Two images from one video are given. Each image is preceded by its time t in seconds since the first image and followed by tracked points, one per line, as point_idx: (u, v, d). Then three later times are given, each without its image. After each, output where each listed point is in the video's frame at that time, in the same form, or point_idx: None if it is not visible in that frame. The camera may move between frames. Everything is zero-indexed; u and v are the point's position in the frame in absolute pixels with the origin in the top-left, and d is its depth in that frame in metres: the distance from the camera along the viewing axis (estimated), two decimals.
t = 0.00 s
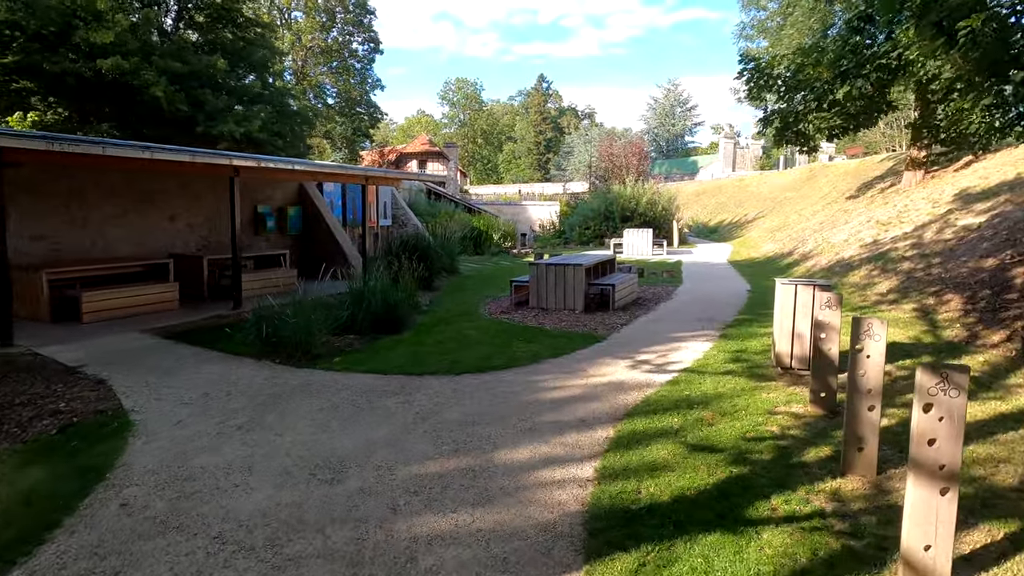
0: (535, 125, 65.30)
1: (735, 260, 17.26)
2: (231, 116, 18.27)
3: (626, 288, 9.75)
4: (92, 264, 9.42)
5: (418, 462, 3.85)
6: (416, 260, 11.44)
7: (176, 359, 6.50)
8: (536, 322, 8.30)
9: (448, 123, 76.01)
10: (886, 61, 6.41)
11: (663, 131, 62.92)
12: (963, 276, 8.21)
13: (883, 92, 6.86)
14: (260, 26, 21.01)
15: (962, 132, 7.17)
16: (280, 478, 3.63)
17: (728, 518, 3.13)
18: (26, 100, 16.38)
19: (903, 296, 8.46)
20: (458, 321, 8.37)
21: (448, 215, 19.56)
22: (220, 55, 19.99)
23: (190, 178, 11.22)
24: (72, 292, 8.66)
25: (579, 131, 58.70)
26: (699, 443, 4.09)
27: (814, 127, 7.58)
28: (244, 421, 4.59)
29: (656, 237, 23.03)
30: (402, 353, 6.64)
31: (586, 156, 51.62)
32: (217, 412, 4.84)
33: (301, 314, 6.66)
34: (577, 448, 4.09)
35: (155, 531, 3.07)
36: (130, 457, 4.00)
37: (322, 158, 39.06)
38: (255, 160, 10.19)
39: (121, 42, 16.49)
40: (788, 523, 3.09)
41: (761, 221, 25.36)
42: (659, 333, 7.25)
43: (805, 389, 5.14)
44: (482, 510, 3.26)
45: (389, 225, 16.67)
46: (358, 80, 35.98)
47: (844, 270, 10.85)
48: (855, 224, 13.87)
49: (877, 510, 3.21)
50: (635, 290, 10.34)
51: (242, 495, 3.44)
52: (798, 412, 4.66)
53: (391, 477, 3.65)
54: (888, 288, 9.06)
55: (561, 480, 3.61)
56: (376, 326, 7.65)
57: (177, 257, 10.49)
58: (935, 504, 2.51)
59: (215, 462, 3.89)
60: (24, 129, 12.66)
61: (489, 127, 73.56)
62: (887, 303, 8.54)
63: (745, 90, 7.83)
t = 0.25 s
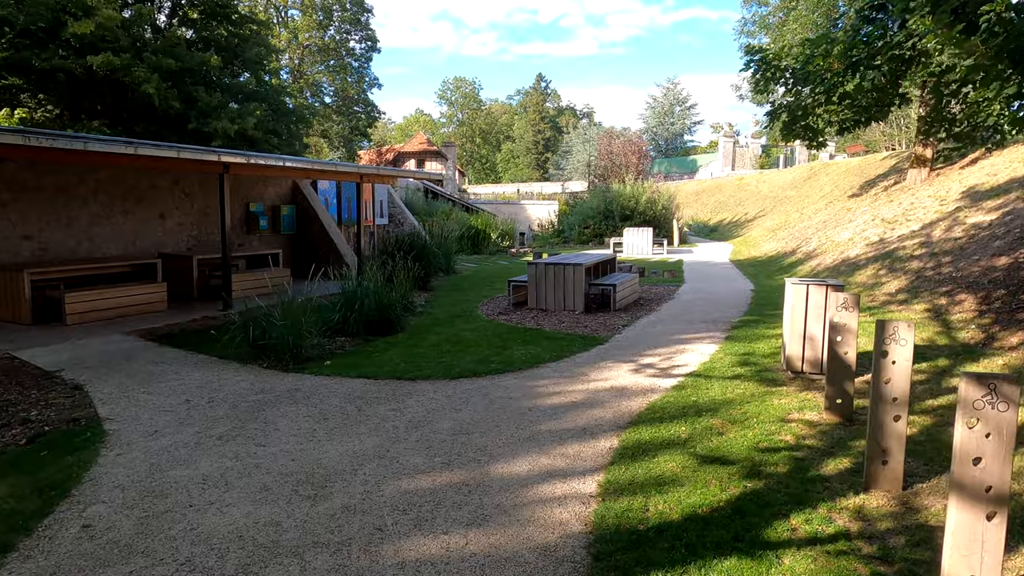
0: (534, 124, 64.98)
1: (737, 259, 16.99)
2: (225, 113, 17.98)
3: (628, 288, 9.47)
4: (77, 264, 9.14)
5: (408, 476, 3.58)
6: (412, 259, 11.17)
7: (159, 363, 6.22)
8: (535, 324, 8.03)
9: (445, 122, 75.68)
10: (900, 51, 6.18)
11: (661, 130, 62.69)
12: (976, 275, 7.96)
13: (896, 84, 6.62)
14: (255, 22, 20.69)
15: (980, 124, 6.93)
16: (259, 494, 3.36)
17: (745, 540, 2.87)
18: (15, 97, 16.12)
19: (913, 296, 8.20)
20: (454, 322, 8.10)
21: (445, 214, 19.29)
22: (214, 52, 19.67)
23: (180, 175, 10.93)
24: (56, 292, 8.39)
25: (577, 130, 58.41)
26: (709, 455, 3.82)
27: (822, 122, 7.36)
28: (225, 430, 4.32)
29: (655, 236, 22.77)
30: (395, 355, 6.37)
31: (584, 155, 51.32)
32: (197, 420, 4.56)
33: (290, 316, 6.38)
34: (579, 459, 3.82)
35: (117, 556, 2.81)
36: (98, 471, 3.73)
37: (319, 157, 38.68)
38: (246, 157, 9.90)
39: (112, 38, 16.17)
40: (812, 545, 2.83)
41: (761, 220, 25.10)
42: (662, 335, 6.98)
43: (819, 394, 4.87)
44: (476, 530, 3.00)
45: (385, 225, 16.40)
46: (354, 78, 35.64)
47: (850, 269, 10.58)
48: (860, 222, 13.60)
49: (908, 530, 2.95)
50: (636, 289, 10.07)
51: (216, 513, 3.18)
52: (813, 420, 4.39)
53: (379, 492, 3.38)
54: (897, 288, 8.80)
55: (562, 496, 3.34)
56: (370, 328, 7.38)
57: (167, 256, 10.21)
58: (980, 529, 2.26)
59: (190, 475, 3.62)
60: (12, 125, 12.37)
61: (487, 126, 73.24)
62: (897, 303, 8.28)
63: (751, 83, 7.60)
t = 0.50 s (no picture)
0: (532, 123, 64.69)
1: (739, 259, 16.75)
2: (219, 112, 17.71)
3: (630, 291, 9.22)
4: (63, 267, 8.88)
5: (400, 499, 3.33)
6: (408, 261, 10.91)
7: (143, 371, 5.96)
8: (535, 328, 7.77)
9: (444, 121, 75.38)
10: (913, 46, 5.97)
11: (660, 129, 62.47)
12: (989, 277, 7.71)
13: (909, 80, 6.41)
14: (250, 20, 20.42)
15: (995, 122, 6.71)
16: (238, 520, 3.11)
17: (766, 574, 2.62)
18: (5, 96, 15.84)
19: (925, 299, 7.95)
20: (451, 326, 7.85)
21: (443, 214, 19.03)
22: (208, 50, 19.41)
23: (171, 175, 10.68)
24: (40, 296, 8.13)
25: (576, 129, 58.15)
26: (722, 474, 3.58)
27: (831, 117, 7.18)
28: (206, 447, 4.07)
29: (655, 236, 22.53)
30: (389, 363, 6.12)
31: (583, 154, 51.08)
32: (178, 434, 4.31)
33: (279, 321, 6.12)
34: (582, 479, 3.57)
35: None
36: (68, 492, 3.47)
37: (316, 157, 38.36)
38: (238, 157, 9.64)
39: (103, 36, 15.88)
40: None
41: (762, 220, 24.87)
42: (667, 341, 6.73)
43: (834, 406, 4.63)
44: (472, 562, 2.75)
45: (381, 225, 16.14)
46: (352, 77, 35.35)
47: (856, 271, 10.34)
48: (864, 222, 13.37)
49: (942, 562, 2.71)
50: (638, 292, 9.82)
51: (190, 542, 2.93)
52: (829, 434, 4.15)
53: (366, 518, 3.13)
54: (907, 290, 8.56)
55: (565, 522, 3.09)
56: (364, 333, 7.13)
57: (157, 258, 9.96)
58: None
59: (165, 498, 3.37)
60: None
61: (485, 126, 72.97)
62: (907, 306, 8.04)
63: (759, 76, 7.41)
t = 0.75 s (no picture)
0: (529, 122, 64.40)
1: (739, 259, 16.52)
2: (211, 109, 17.42)
3: (630, 291, 8.97)
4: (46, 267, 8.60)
5: (388, 520, 3.07)
6: (403, 260, 10.65)
7: (122, 377, 5.68)
8: (533, 330, 7.52)
9: (441, 120, 75.06)
10: (927, 38, 5.70)
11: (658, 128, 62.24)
12: (1001, 277, 7.49)
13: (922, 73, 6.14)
14: (244, 16, 20.12)
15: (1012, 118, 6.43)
16: (210, 545, 2.85)
17: None
18: None
19: (933, 299, 7.72)
20: (446, 328, 7.60)
21: (439, 213, 18.76)
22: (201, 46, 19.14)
23: (159, 173, 10.40)
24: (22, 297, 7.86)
25: (574, 128, 57.89)
26: (735, 490, 3.33)
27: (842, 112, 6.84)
28: (182, 461, 3.80)
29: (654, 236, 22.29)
30: (381, 367, 5.87)
31: (581, 153, 50.83)
32: (154, 446, 4.05)
33: (266, 324, 5.85)
34: (584, 496, 3.32)
35: None
36: (31, 513, 3.21)
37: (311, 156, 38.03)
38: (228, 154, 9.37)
39: (93, 31, 15.55)
40: None
41: (761, 218, 24.65)
42: (670, 344, 6.47)
43: (849, 415, 4.39)
44: None
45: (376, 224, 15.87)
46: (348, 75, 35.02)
47: (862, 271, 10.10)
48: (868, 221, 13.14)
49: None
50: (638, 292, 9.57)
51: (157, 571, 2.67)
52: (846, 445, 3.91)
53: (350, 542, 2.87)
54: (915, 291, 8.33)
55: (567, 546, 2.84)
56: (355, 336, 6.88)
57: (144, 258, 9.69)
58: None
59: (133, 519, 3.11)
60: None
61: (483, 124, 72.66)
62: (916, 307, 7.80)
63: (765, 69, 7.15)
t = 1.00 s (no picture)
0: (527, 120, 64.03)
1: (740, 258, 16.26)
2: (203, 106, 17.11)
3: (630, 292, 8.70)
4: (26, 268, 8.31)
5: (370, 550, 2.80)
6: (396, 261, 10.37)
7: (97, 385, 5.40)
8: (530, 333, 7.24)
9: (438, 118, 74.66)
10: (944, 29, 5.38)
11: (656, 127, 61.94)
12: (1014, 279, 7.22)
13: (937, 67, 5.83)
14: (236, 12, 19.78)
15: None
16: None
17: None
18: None
19: (944, 301, 7.46)
20: (440, 332, 7.31)
21: (435, 212, 18.47)
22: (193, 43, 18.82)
23: (146, 171, 10.09)
24: None
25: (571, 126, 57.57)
26: (749, 514, 3.06)
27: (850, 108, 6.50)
28: (151, 480, 3.52)
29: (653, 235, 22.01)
30: (371, 374, 5.59)
31: (578, 151, 50.53)
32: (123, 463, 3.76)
33: (249, 329, 5.57)
34: (585, 521, 3.05)
35: None
36: None
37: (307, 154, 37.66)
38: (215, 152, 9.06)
39: (81, 26, 15.17)
40: None
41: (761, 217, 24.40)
42: (673, 349, 6.21)
43: (866, 427, 4.13)
44: None
45: (371, 223, 15.58)
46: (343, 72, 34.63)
47: (868, 271, 9.84)
48: (872, 220, 12.87)
49: None
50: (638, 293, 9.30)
51: None
52: (865, 462, 3.65)
53: None
54: (924, 292, 8.07)
55: None
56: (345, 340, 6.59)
57: (130, 259, 9.39)
58: None
59: (92, 549, 2.84)
60: None
61: (480, 123, 72.31)
62: (926, 309, 7.55)
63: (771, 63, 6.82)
